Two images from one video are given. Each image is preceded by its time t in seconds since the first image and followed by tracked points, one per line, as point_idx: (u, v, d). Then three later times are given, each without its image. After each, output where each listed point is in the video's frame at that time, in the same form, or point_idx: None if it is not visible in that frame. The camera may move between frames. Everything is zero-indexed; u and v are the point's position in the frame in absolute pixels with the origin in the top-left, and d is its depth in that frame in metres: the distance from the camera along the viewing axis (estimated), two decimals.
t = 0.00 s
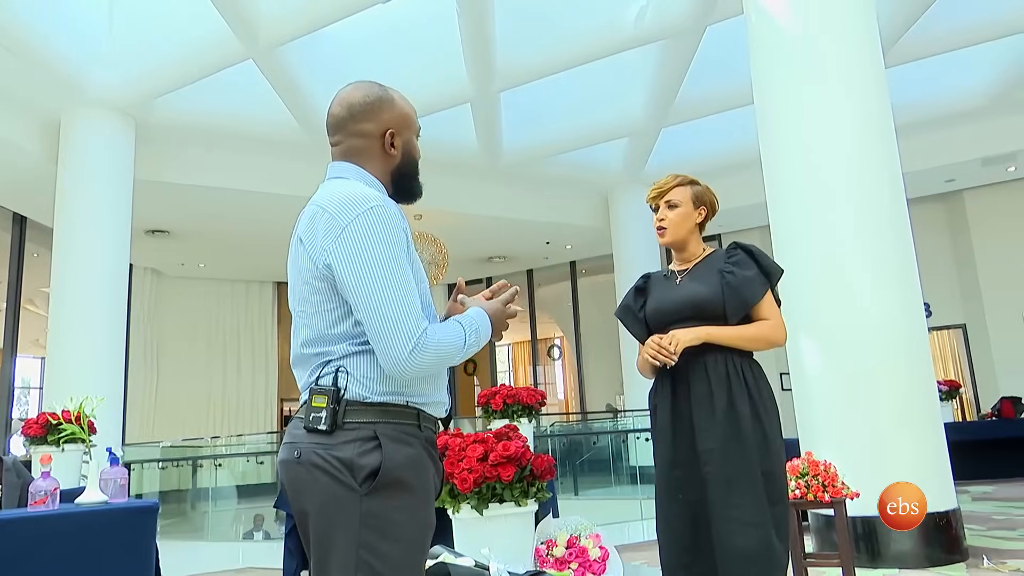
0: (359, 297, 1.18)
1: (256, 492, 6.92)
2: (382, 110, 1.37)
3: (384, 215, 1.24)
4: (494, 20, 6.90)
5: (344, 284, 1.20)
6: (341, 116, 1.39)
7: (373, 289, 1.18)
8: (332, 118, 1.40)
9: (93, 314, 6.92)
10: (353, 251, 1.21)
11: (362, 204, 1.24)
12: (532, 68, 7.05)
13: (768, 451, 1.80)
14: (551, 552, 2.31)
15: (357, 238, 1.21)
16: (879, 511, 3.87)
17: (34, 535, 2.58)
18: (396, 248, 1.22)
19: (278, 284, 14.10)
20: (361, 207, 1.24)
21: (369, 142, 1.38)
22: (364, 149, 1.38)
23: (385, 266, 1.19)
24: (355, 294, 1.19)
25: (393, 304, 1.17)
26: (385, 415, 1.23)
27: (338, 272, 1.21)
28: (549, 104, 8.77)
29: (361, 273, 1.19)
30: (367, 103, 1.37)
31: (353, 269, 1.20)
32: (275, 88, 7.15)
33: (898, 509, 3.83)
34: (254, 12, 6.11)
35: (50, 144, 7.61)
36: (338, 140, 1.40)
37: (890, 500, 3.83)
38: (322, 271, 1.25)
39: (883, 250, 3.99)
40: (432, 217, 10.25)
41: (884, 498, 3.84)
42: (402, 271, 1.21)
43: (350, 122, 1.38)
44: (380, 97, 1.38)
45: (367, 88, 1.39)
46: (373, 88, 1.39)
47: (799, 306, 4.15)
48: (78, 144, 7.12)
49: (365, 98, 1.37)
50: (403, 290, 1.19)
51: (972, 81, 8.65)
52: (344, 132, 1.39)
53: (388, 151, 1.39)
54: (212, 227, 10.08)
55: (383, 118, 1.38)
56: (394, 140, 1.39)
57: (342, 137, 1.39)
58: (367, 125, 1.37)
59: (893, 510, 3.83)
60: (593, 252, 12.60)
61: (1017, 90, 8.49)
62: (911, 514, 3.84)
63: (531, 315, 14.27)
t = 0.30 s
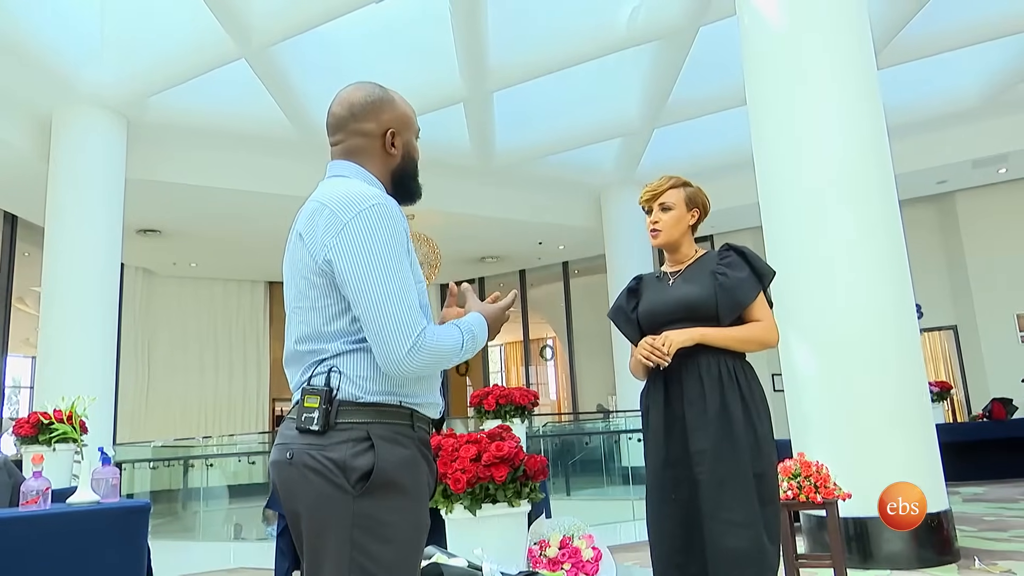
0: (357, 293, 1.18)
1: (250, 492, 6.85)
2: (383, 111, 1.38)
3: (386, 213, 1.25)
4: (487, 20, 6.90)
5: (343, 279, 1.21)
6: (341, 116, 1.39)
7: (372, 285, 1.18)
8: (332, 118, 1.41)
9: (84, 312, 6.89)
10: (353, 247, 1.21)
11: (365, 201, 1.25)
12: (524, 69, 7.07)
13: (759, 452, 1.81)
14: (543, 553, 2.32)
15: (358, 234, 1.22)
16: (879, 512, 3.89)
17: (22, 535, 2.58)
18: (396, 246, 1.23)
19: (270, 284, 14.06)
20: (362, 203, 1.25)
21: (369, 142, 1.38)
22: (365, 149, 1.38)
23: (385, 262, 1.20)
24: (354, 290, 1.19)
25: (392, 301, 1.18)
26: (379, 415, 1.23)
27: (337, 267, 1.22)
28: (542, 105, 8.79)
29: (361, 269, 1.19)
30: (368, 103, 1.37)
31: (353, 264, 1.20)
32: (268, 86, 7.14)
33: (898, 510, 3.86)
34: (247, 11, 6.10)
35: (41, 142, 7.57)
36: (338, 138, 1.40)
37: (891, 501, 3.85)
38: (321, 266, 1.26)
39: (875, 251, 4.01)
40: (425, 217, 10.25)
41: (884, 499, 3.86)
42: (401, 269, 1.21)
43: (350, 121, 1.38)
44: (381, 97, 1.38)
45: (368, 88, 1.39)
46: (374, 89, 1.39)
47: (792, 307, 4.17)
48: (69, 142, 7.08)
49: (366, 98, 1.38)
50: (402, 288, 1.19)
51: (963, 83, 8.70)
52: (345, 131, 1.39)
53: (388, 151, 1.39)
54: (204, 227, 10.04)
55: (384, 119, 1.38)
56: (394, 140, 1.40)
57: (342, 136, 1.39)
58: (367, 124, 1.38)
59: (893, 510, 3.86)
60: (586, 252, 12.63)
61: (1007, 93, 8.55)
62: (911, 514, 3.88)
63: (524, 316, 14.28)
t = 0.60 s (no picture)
0: (357, 286, 1.18)
1: (246, 489, 6.87)
2: (383, 108, 1.38)
3: (386, 209, 1.25)
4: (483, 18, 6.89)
5: (343, 273, 1.20)
6: (341, 113, 1.39)
7: (372, 279, 1.18)
8: (332, 115, 1.40)
9: (79, 309, 6.86)
10: (352, 241, 1.21)
11: (365, 196, 1.25)
12: (520, 67, 7.07)
13: (756, 449, 1.82)
14: (540, 549, 2.31)
15: (357, 228, 1.22)
16: (879, 511, 3.89)
17: (16, 533, 2.57)
18: (396, 241, 1.23)
19: (265, 281, 14.02)
20: (362, 199, 1.25)
21: (368, 138, 1.38)
22: (364, 145, 1.38)
23: (384, 257, 1.20)
24: (353, 283, 1.19)
25: (391, 295, 1.18)
26: (378, 412, 1.23)
27: (337, 261, 1.21)
28: (537, 102, 8.79)
29: (361, 262, 1.19)
30: (367, 100, 1.37)
31: (352, 258, 1.20)
32: (264, 84, 7.12)
33: (898, 509, 3.87)
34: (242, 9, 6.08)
35: (36, 139, 7.53)
36: (337, 135, 1.40)
37: (890, 501, 3.86)
38: (320, 260, 1.26)
39: (872, 251, 4.02)
40: (421, 215, 10.24)
41: (884, 498, 3.86)
42: (400, 264, 1.21)
43: (350, 118, 1.38)
44: (380, 94, 1.38)
45: (367, 85, 1.39)
46: (373, 86, 1.39)
47: (790, 306, 4.17)
48: (64, 139, 7.05)
49: (366, 95, 1.38)
50: (402, 283, 1.19)
51: (958, 82, 8.72)
52: (344, 127, 1.39)
53: (387, 148, 1.39)
54: (199, 224, 10.01)
55: (383, 115, 1.38)
56: (393, 137, 1.39)
57: (341, 133, 1.39)
58: (366, 120, 1.38)
59: (893, 510, 3.86)
60: (581, 250, 12.64)
61: (1001, 93, 8.58)
62: (911, 513, 3.89)
63: (519, 313, 14.29)
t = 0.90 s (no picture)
0: (355, 281, 1.18)
1: (242, 486, 6.75)
2: (379, 103, 1.37)
3: (384, 203, 1.25)
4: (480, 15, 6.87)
5: (341, 267, 1.20)
6: (338, 109, 1.38)
7: (371, 273, 1.18)
8: (329, 110, 1.40)
9: (76, 307, 6.84)
10: (350, 236, 1.20)
11: (363, 190, 1.24)
12: (516, 65, 7.06)
13: (755, 446, 1.82)
14: (538, 548, 2.50)
15: (355, 223, 1.21)
16: (879, 511, 3.90)
17: (15, 530, 2.58)
18: (395, 236, 1.22)
19: (262, 279, 14.00)
20: (360, 193, 1.24)
21: (366, 134, 1.37)
22: (362, 141, 1.38)
23: (382, 252, 1.19)
24: (351, 278, 1.18)
25: (388, 291, 1.17)
26: (377, 408, 1.23)
27: (335, 255, 1.21)
28: (535, 100, 8.78)
29: (359, 257, 1.19)
30: (364, 95, 1.36)
31: (350, 253, 1.19)
32: (260, 81, 7.10)
33: (898, 509, 3.88)
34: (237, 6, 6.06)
35: (32, 137, 7.50)
36: (335, 131, 1.39)
37: (891, 501, 3.87)
38: (318, 256, 1.25)
39: (870, 249, 4.02)
40: (419, 212, 10.22)
41: (884, 498, 3.87)
42: (399, 259, 1.21)
43: (347, 114, 1.37)
44: (378, 90, 1.38)
45: (364, 81, 1.38)
46: (371, 81, 1.38)
47: (788, 305, 4.18)
48: (60, 137, 7.02)
49: (363, 90, 1.37)
50: (401, 278, 1.19)
51: (956, 80, 8.72)
52: (341, 124, 1.38)
53: (385, 143, 1.38)
54: (196, 221, 9.99)
55: (380, 111, 1.37)
56: (391, 132, 1.39)
57: (339, 129, 1.39)
58: (364, 116, 1.37)
59: (893, 510, 3.87)
60: (579, 248, 12.64)
61: (998, 92, 8.59)
62: (910, 513, 3.91)
63: (517, 311, 14.29)
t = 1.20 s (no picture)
0: (340, 272, 1.17)
1: (236, 483, 6.78)
2: (366, 93, 1.36)
3: (375, 197, 1.23)
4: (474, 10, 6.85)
5: (328, 261, 1.19)
6: (327, 103, 1.38)
7: (356, 265, 1.16)
8: (319, 106, 1.40)
9: (67, 302, 6.80)
10: (338, 230, 1.19)
11: (353, 183, 1.23)
12: (510, 60, 7.04)
13: (750, 440, 1.82)
14: (532, 542, 2.53)
15: (341, 215, 1.20)
16: (879, 510, 3.91)
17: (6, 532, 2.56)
18: (383, 228, 1.21)
19: (256, 275, 13.96)
20: (347, 183, 1.24)
21: (355, 126, 1.37)
22: (352, 133, 1.37)
23: (368, 244, 1.18)
24: (336, 269, 1.17)
25: (373, 282, 1.16)
26: (371, 403, 1.22)
27: (323, 249, 1.20)
28: (529, 94, 8.75)
29: (344, 251, 1.18)
30: (351, 87, 1.36)
31: (336, 244, 1.18)
32: (253, 75, 7.05)
33: (898, 509, 3.92)
34: None
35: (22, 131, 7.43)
36: (325, 126, 1.40)
37: (891, 501, 3.90)
38: (307, 248, 1.24)
39: (864, 246, 4.03)
40: (412, 207, 10.19)
41: (885, 498, 3.89)
42: (387, 251, 1.19)
43: (335, 107, 1.37)
44: (366, 81, 1.37)
45: (351, 74, 1.38)
46: (358, 73, 1.38)
47: (782, 300, 4.18)
48: (50, 131, 6.96)
49: (349, 83, 1.37)
50: (388, 273, 1.17)
51: (948, 75, 8.74)
52: (331, 117, 1.38)
53: (375, 133, 1.37)
54: (189, 217, 9.94)
55: (367, 101, 1.36)
56: (380, 121, 1.37)
57: (329, 123, 1.38)
58: (352, 107, 1.36)
59: (893, 510, 3.90)
60: (572, 243, 12.63)
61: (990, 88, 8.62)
62: (910, 513, 3.95)
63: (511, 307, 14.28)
